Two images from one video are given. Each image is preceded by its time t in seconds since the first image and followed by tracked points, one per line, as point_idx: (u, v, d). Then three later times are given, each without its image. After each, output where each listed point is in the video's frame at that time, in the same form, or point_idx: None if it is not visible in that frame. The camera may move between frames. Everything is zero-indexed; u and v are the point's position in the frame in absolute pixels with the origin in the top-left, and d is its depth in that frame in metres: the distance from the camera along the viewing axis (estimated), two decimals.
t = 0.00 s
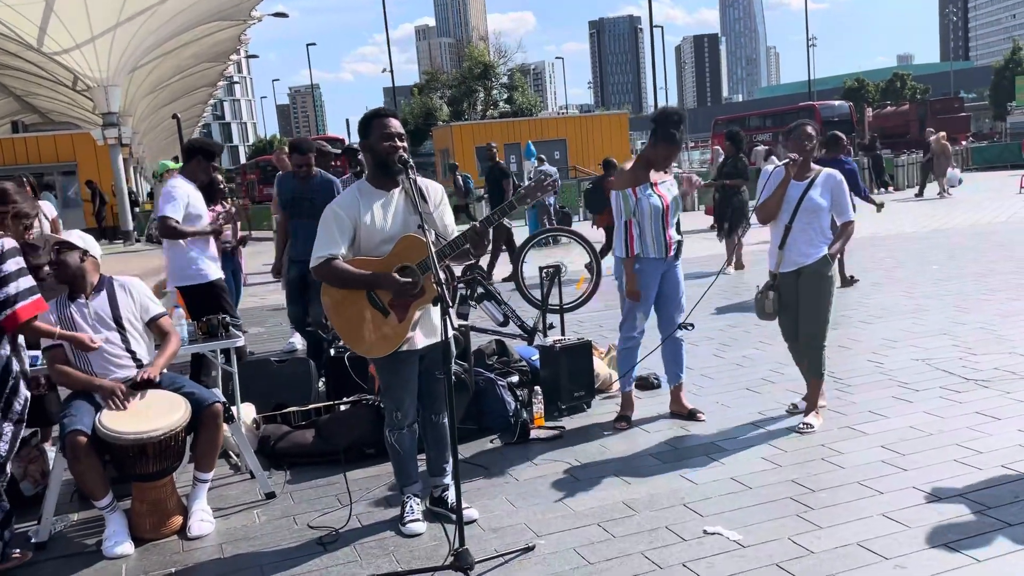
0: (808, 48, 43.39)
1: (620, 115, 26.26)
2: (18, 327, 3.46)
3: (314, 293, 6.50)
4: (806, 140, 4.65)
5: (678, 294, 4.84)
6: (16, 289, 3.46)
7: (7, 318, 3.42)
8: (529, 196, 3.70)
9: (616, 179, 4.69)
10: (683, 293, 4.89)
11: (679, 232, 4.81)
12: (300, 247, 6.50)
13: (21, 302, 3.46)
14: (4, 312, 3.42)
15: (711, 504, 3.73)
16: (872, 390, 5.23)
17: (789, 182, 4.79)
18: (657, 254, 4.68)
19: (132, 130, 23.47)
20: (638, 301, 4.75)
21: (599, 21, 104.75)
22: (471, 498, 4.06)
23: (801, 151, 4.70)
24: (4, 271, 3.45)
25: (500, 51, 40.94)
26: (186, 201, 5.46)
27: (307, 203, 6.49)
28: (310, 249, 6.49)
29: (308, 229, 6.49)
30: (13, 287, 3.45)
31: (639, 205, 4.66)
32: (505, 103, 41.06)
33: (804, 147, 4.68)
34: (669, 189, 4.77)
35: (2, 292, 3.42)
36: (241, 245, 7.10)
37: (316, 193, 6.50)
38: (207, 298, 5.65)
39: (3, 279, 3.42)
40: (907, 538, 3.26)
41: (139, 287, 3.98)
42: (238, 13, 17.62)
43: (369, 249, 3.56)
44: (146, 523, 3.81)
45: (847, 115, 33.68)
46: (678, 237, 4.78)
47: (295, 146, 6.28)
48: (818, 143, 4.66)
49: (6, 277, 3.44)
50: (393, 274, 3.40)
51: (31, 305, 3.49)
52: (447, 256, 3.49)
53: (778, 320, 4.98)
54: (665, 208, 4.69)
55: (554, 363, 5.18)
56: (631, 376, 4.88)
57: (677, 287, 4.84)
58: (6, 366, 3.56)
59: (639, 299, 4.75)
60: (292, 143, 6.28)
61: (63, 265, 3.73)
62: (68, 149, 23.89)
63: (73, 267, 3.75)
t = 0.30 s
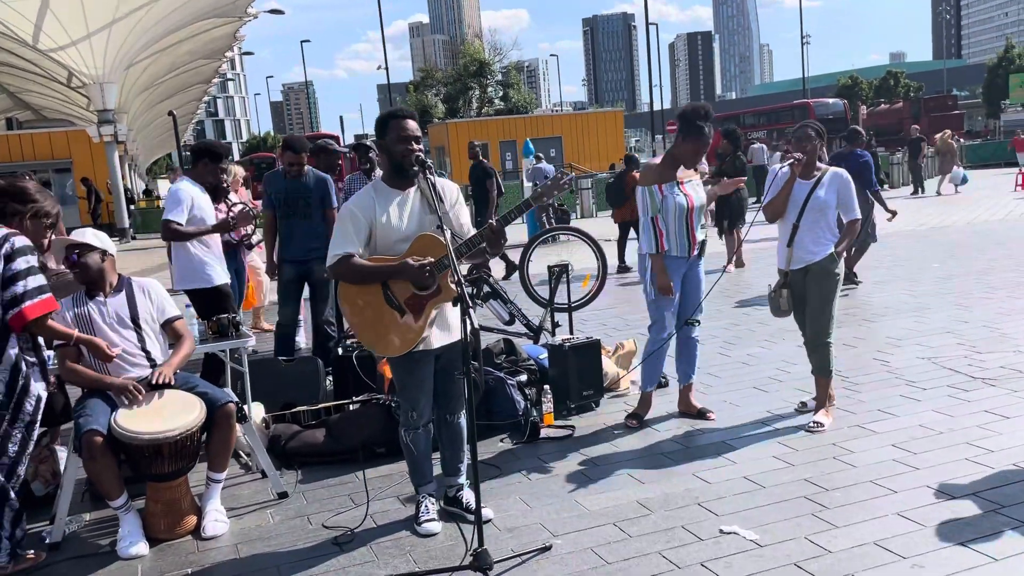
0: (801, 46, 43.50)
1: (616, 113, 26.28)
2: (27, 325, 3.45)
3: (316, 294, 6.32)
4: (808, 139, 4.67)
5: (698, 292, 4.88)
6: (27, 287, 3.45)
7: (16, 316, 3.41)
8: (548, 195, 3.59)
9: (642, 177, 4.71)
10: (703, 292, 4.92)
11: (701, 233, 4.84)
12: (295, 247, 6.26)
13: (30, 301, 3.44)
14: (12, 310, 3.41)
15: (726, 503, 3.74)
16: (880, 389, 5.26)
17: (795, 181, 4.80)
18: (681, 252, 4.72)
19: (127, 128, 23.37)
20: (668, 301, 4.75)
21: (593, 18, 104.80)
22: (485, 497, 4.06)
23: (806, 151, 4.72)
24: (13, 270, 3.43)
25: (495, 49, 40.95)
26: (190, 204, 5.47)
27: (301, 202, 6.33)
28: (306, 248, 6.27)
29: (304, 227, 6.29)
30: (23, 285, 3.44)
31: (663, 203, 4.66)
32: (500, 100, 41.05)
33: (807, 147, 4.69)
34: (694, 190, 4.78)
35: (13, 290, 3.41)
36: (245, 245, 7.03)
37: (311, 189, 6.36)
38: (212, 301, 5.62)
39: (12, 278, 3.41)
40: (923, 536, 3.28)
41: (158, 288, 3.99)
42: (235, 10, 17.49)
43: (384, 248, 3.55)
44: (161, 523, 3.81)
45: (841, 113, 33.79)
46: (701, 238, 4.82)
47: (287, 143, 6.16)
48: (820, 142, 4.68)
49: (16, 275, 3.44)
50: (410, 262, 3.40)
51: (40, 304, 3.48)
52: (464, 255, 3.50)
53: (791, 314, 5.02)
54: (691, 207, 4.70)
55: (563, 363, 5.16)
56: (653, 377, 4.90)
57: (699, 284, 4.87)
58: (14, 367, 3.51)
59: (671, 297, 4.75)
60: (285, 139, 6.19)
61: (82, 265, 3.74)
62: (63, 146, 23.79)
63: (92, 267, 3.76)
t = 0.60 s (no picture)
0: (797, 46, 43.59)
1: (613, 112, 26.28)
2: (34, 325, 3.42)
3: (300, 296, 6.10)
4: (814, 138, 4.67)
5: (711, 287, 4.84)
6: (35, 287, 3.42)
7: (22, 316, 3.38)
8: (561, 196, 3.60)
9: (644, 173, 4.74)
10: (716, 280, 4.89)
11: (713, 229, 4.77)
12: (277, 246, 6.03)
13: (36, 301, 3.42)
14: (20, 310, 3.38)
15: (738, 502, 3.75)
16: (887, 388, 5.26)
17: (803, 179, 4.80)
18: (686, 249, 4.71)
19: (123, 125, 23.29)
20: (672, 298, 4.78)
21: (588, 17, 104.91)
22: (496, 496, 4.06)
23: (812, 150, 4.71)
24: (22, 269, 3.41)
25: (491, 47, 40.99)
26: (186, 199, 5.43)
27: (286, 201, 6.06)
28: (290, 249, 6.04)
29: (288, 227, 6.05)
30: (31, 285, 3.41)
31: (662, 198, 4.69)
32: (496, 99, 41.05)
33: (813, 145, 4.69)
34: (700, 184, 4.74)
35: (22, 289, 3.39)
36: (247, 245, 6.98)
37: (297, 188, 6.09)
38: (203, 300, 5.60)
39: (20, 277, 3.39)
40: (937, 536, 3.28)
41: (170, 286, 3.99)
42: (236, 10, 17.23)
43: (398, 246, 3.54)
44: (171, 522, 3.79)
45: (837, 113, 33.88)
46: (712, 234, 4.75)
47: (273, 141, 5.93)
48: (826, 142, 4.68)
49: (24, 275, 3.41)
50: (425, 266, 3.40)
51: (47, 304, 3.44)
52: (478, 255, 3.48)
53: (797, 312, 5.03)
54: (693, 200, 4.68)
55: (570, 363, 5.18)
56: (659, 375, 4.91)
57: (708, 281, 4.82)
58: (20, 366, 3.48)
59: (674, 294, 4.77)
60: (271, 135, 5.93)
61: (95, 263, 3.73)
62: (59, 144, 23.70)
63: (105, 264, 3.75)
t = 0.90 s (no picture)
0: (794, 46, 43.64)
1: (610, 112, 26.26)
2: (36, 324, 3.41)
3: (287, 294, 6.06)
4: (815, 138, 4.66)
5: (703, 289, 4.82)
6: (36, 286, 3.41)
7: (23, 315, 3.37)
8: (567, 194, 3.59)
9: (630, 173, 4.75)
10: (707, 290, 4.86)
11: (702, 229, 4.73)
12: (265, 245, 6.00)
13: (38, 300, 3.41)
14: (21, 309, 3.37)
15: (742, 501, 3.75)
16: (889, 388, 5.27)
17: (805, 179, 4.80)
18: (673, 248, 4.68)
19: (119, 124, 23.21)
20: (655, 297, 4.78)
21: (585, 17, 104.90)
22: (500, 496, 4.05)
23: (813, 149, 4.70)
24: (23, 268, 3.40)
25: (488, 47, 40.95)
26: (171, 199, 5.41)
27: (276, 199, 6.04)
28: (277, 248, 6.00)
29: (276, 225, 6.02)
30: (32, 284, 3.40)
31: (648, 197, 4.69)
32: (493, 98, 41.00)
33: (814, 145, 4.68)
34: (686, 183, 4.70)
35: (23, 287, 3.38)
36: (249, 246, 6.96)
37: (285, 186, 6.06)
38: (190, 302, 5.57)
39: (21, 276, 3.38)
40: (941, 536, 3.28)
41: (173, 284, 3.97)
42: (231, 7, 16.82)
43: (403, 244, 3.54)
44: (174, 521, 3.78)
45: (834, 113, 33.93)
46: (701, 235, 4.72)
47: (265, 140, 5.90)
48: (827, 142, 4.66)
49: (26, 273, 3.40)
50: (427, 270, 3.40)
51: (48, 303, 3.43)
52: (484, 253, 3.48)
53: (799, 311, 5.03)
54: (678, 198, 4.65)
55: (572, 362, 5.17)
56: (656, 374, 4.92)
57: (700, 282, 4.81)
58: (21, 365, 3.46)
59: (657, 295, 4.76)
60: (261, 133, 5.91)
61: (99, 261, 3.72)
62: (55, 142, 23.62)
63: (108, 262, 3.73)
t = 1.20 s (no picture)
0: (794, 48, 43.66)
1: (610, 112, 26.21)
2: (29, 323, 3.39)
3: (278, 295, 6.03)
4: (815, 138, 4.63)
5: (686, 293, 4.79)
6: (30, 284, 3.38)
7: (17, 313, 3.35)
8: (570, 195, 3.55)
9: (612, 174, 4.77)
10: (693, 293, 4.83)
11: (681, 232, 4.69)
12: (257, 246, 5.96)
13: (32, 298, 3.38)
14: (15, 307, 3.35)
15: (744, 505, 3.72)
16: (891, 390, 5.24)
17: (806, 180, 4.77)
18: (651, 250, 4.67)
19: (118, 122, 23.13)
20: (634, 300, 4.77)
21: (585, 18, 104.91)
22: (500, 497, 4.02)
23: (814, 150, 4.67)
24: (17, 266, 3.37)
25: (488, 47, 40.92)
26: (147, 199, 5.03)
27: (266, 199, 6.01)
28: (268, 248, 5.96)
29: (265, 226, 5.97)
30: (26, 282, 3.37)
31: (628, 199, 4.68)
32: (493, 99, 40.95)
33: (815, 146, 4.65)
34: (666, 185, 4.67)
35: (17, 286, 3.35)
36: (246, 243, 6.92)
37: (276, 187, 6.03)
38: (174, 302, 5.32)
39: (16, 274, 3.35)
40: (945, 540, 3.25)
41: (170, 286, 3.94)
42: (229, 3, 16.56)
43: (404, 244, 3.52)
44: (171, 522, 3.75)
45: (834, 115, 33.95)
46: (680, 238, 4.68)
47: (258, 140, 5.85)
48: (828, 142, 4.63)
49: (20, 271, 3.37)
50: (430, 268, 3.36)
51: (41, 302, 3.40)
52: (485, 254, 3.45)
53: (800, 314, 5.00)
54: (656, 199, 4.62)
55: (573, 363, 5.13)
56: (651, 375, 4.89)
57: (684, 286, 4.78)
58: (16, 363, 3.43)
59: (635, 297, 4.76)
60: (252, 134, 5.86)
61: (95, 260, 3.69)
62: (54, 141, 23.55)
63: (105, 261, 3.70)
